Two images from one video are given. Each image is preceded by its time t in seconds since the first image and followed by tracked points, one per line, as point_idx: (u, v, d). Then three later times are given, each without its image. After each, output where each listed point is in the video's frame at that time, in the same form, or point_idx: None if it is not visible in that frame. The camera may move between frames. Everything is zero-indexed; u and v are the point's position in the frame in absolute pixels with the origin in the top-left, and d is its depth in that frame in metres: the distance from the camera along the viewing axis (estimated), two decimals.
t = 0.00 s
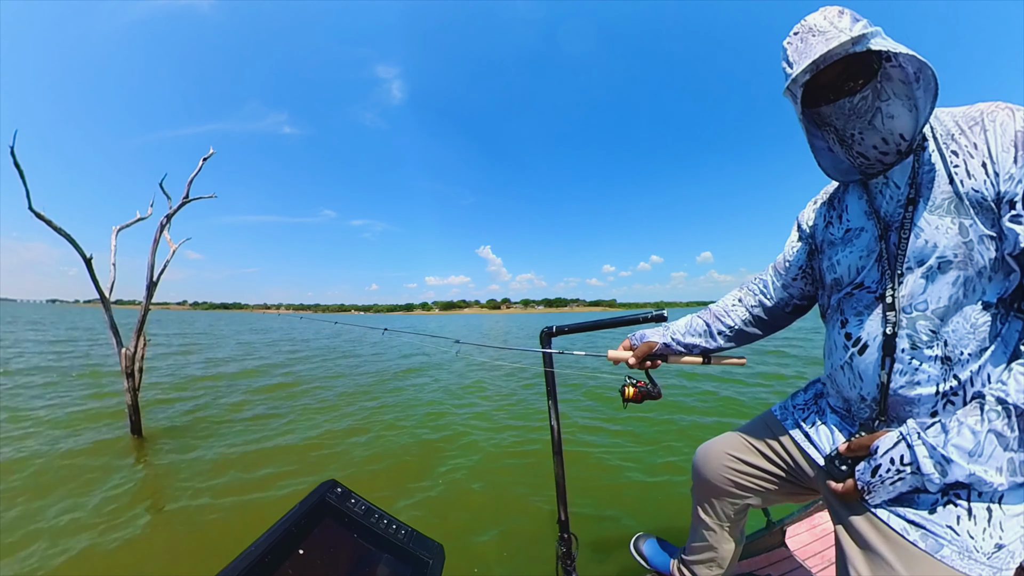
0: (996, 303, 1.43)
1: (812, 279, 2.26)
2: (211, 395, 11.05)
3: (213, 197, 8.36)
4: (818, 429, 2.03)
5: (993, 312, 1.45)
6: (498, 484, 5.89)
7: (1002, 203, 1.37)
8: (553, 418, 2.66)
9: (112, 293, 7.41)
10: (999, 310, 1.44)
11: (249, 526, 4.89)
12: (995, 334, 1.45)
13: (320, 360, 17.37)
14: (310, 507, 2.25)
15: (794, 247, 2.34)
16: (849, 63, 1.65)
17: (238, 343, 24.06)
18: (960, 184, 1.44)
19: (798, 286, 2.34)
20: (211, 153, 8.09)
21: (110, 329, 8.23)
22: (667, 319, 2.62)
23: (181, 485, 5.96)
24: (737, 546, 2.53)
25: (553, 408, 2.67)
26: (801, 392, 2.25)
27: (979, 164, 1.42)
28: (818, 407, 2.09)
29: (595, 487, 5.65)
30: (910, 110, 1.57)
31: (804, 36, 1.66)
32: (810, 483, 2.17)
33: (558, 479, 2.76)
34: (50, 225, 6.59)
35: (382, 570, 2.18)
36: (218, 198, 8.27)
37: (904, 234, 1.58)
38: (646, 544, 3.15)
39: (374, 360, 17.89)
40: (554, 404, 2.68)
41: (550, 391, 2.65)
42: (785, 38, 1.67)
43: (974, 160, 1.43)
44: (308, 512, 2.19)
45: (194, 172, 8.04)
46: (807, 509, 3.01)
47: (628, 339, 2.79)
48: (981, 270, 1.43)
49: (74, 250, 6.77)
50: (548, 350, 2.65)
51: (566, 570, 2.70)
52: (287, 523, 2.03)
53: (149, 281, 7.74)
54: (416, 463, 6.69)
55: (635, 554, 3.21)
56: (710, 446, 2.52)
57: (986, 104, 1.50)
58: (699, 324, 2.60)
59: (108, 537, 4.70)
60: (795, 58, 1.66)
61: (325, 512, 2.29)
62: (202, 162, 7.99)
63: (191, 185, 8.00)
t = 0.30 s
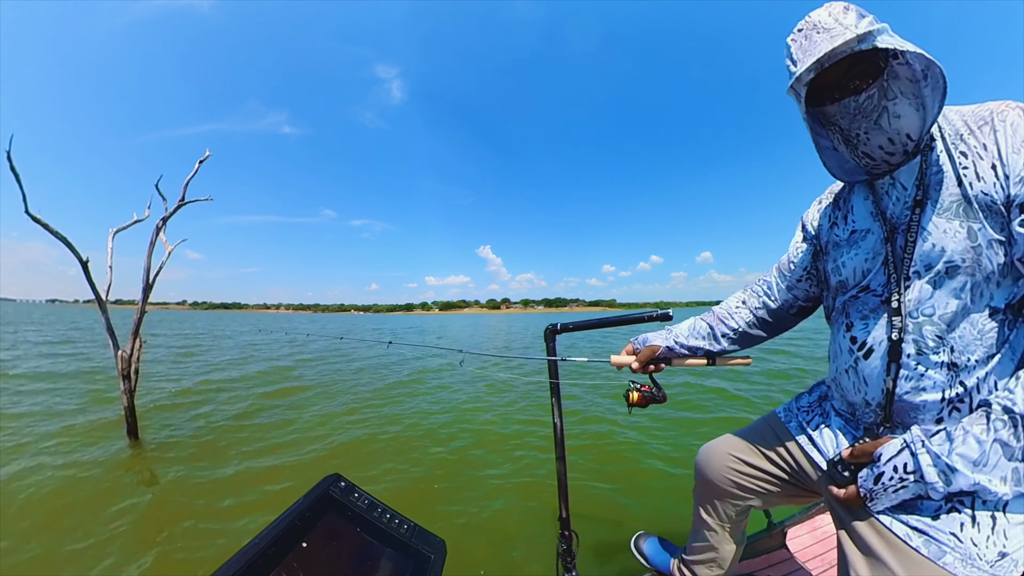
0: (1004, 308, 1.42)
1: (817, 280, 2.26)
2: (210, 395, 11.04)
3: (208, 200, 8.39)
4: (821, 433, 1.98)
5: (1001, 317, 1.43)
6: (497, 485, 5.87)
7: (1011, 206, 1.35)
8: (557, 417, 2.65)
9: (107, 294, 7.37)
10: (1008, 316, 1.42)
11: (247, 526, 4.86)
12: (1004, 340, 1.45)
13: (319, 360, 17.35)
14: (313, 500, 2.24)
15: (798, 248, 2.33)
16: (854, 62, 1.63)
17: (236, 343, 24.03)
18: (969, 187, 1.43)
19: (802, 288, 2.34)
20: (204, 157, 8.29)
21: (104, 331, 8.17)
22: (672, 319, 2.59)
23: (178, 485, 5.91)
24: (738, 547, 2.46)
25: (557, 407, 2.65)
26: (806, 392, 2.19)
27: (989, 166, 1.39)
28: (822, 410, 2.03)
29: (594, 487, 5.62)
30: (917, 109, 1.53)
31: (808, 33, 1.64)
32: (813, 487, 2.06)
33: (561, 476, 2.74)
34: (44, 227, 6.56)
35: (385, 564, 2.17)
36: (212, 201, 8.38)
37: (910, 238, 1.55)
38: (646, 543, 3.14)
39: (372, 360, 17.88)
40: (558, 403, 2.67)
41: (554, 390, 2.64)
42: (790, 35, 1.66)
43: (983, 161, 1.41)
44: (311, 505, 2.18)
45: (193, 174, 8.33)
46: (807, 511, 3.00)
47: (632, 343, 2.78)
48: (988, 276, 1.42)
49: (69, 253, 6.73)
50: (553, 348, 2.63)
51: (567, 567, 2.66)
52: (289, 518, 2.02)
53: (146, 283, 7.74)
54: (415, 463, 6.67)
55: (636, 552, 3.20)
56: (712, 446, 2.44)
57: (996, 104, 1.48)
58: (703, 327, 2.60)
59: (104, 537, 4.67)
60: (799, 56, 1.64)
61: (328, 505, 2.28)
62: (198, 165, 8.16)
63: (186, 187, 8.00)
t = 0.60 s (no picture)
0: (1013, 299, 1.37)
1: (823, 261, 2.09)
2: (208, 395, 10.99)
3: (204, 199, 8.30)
4: (829, 430, 1.93)
5: (1007, 308, 1.38)
6: (497, 484, 5.83)
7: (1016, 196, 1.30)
8: (562, 417, 2.63)
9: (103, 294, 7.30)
10: (1015, 308, 1.37)
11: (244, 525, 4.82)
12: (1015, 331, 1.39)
13: (319, 360, 17.30)
14: (318, 500, 2.23)
15: (807, 231, 2.17)
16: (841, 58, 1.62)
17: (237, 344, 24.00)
18: (972, 177, 1.39)
19: (808, 266, 2.17)
20: (200, 156, 7.62)
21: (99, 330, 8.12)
22: (677, 319, 2.56)
23: (175, 486, 5.85)
24: (745, 546, 2.44)
25: (561, 407, 2.63)
26: (812, 391, 2.16)
27: (993, 157, 1.35)
28: (829, 408, 1.99)
29: (595, 486, 5.58)
30: (900, 100, 1.53)
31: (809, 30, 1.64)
32: (821, 484, 2.03)
33: (566, 476, 2.71)
34: (39, 227, 6.49)
35: (391, 564, 2.17)
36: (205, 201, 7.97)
37: (913, 229, 1.52)
38: (651, 543, 3.12)
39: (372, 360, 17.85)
40: (562, 403, 2.65)
41: (558, 391, 2.61)
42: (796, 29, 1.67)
43: (987, 153, 1.36)
44: (316, 505, 2.17)
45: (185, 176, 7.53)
46: (814, 511, 2.98)
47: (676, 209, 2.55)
48: (991, 266, 1.37)
49: (63, 253, 6.67)
50: (557, 349, 2.59)
51: (572, 567, 2.64)
52: (293, 517, 1.99)
53: (140, 283, 7.67)
54: (415, 463, 6.62)
55: (641, 553, 3.18)
56: (719, 443, 2.41)
57: (1004, 95, 1.43)
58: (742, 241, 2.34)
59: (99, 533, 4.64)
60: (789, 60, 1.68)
61: (333, 504, 2.27)
62: (192, 165, 7.54)
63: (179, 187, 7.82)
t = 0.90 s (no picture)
0: None
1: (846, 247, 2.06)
2: (207, 395, 10.97)
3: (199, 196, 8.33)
4: (838, 426, 1.88)
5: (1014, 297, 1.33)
6: (496, 485, 5.79)
7: None
8: (566, 420, 2.61)
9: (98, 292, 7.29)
10: None
11: (240, 527, 4.79)
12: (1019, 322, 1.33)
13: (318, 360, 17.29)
14: (323, 505, 2.22)
15: (830, 218, 2.14)
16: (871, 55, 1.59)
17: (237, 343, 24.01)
18: (993, 167, 1.36)
19: (826, 253, 2.14)
20: (194, 153, 8.08)
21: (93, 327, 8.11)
22: (681, 319, 2.54)
23: (172, 485, 5.81)
24: (753, 546, 2.43)
25: (566, 410, 2.62)
26: (821, 389, 2.13)
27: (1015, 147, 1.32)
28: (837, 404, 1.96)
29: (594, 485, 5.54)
30: (927, 97, 1.50)
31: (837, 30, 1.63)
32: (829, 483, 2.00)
33: (572, 478, 2.70)
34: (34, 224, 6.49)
35: (396, 569, 2.14)
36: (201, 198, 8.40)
37: (931, 215, 1.50)
38: (658, 546, 3.11)
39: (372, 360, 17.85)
40: (568, 406, 2.63)
41: (563, 394, 2.60)
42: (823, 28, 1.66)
43: (1009, 143, 1.34)
44: (321, 509, 2.16)
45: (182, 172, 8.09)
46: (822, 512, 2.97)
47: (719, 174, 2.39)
48: (1006, 251, 1.33)
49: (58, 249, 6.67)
50: (561, 352, 2.58)
51: (579, 571, 2.62)
52: (297, 522, 1.98)
53: (134, 280, 7.66)
54: (415, 463, 6.60)
55: (648, 556, 3.17)
56: (726, 443, 2.40)
57: None
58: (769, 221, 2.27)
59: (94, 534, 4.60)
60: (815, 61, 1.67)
61: (337, 509, 2.26)
62: (188, 162, 8.05)
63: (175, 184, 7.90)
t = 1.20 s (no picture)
0: None
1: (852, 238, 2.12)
2: (208, 395, 10.98)
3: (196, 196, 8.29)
4: (840, 423, 1.87)
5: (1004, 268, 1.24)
6: (496, 484, 5.79)
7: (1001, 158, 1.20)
8: (570, 418, 2.63)
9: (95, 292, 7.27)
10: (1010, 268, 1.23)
11: (238, 528, 4.79)
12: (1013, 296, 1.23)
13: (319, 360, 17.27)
14: (326, 504, 2.23)
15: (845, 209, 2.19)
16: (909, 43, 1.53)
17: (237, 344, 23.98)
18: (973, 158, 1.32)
19: (836, 239, 2.20)
20: (192, 153, 7.61)
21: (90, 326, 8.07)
22: (684, 318, 2.55)
23: (169, 486, 5.80)
24: (754, 545, 2.44)
25: (568, 406, 2.62)
26: (823, 388, 2.12)
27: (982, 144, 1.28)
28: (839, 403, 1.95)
29: (595, 484, 5.53)
30: (966, 88, 1.47)
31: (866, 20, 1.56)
32: (830, 482, 2.01)
33: (574, 476, 2.71)
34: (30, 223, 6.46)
35: (398, 567, 2.15)
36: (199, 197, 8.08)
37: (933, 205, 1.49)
38: (661, 544, 3.13)
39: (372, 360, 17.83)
40: (570, 403, 2.64)
41: (565, 391, 2.61)
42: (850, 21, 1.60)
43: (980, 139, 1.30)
44: (324, 508, 2.17)
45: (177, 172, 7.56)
46: (825, 511, 2.97)
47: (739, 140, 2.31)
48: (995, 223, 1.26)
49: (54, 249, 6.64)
50: (564, 350, 2.59)
51: (582, 569, 2.63)
52: (302, 520, 2.00)
53: (131, 279, 7.68)
54: (414, 464, 6.59)
55: (652, 555, 3.18)
56: (730, 441, 2.42)
57: None
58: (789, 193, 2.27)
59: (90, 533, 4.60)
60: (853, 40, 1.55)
61: (340, 508, 2.27)
62: (184, 162, 7.56)
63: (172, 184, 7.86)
